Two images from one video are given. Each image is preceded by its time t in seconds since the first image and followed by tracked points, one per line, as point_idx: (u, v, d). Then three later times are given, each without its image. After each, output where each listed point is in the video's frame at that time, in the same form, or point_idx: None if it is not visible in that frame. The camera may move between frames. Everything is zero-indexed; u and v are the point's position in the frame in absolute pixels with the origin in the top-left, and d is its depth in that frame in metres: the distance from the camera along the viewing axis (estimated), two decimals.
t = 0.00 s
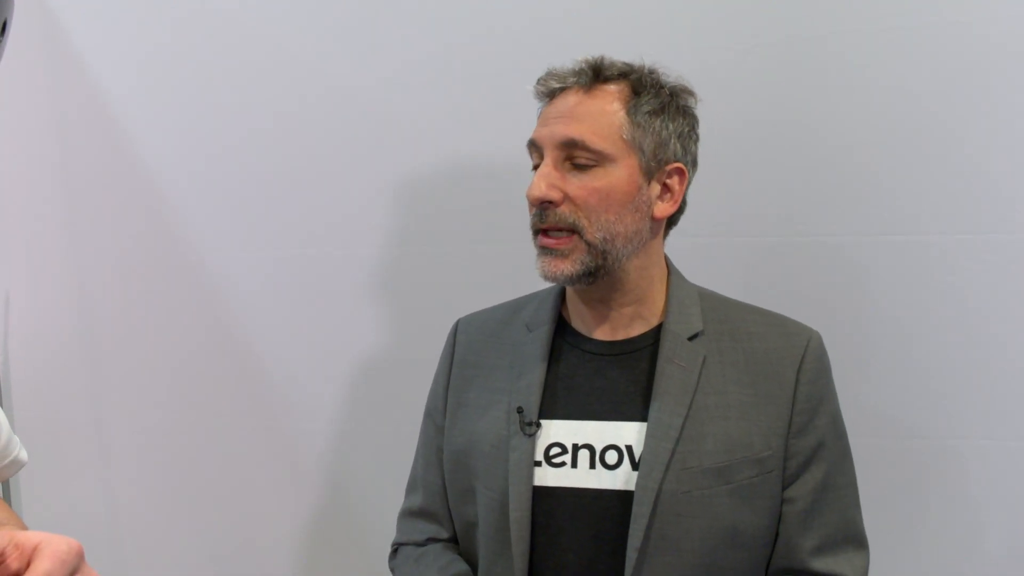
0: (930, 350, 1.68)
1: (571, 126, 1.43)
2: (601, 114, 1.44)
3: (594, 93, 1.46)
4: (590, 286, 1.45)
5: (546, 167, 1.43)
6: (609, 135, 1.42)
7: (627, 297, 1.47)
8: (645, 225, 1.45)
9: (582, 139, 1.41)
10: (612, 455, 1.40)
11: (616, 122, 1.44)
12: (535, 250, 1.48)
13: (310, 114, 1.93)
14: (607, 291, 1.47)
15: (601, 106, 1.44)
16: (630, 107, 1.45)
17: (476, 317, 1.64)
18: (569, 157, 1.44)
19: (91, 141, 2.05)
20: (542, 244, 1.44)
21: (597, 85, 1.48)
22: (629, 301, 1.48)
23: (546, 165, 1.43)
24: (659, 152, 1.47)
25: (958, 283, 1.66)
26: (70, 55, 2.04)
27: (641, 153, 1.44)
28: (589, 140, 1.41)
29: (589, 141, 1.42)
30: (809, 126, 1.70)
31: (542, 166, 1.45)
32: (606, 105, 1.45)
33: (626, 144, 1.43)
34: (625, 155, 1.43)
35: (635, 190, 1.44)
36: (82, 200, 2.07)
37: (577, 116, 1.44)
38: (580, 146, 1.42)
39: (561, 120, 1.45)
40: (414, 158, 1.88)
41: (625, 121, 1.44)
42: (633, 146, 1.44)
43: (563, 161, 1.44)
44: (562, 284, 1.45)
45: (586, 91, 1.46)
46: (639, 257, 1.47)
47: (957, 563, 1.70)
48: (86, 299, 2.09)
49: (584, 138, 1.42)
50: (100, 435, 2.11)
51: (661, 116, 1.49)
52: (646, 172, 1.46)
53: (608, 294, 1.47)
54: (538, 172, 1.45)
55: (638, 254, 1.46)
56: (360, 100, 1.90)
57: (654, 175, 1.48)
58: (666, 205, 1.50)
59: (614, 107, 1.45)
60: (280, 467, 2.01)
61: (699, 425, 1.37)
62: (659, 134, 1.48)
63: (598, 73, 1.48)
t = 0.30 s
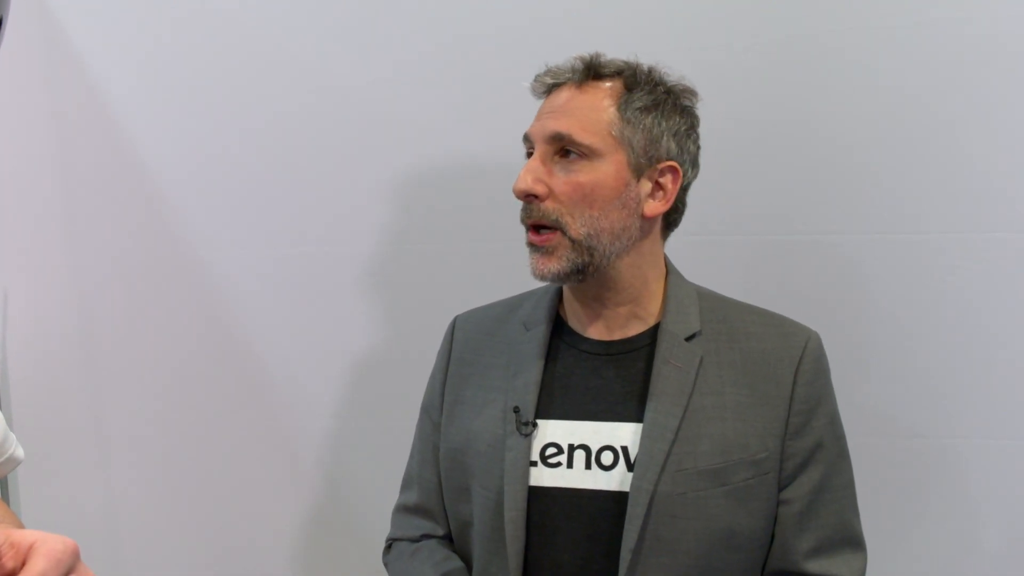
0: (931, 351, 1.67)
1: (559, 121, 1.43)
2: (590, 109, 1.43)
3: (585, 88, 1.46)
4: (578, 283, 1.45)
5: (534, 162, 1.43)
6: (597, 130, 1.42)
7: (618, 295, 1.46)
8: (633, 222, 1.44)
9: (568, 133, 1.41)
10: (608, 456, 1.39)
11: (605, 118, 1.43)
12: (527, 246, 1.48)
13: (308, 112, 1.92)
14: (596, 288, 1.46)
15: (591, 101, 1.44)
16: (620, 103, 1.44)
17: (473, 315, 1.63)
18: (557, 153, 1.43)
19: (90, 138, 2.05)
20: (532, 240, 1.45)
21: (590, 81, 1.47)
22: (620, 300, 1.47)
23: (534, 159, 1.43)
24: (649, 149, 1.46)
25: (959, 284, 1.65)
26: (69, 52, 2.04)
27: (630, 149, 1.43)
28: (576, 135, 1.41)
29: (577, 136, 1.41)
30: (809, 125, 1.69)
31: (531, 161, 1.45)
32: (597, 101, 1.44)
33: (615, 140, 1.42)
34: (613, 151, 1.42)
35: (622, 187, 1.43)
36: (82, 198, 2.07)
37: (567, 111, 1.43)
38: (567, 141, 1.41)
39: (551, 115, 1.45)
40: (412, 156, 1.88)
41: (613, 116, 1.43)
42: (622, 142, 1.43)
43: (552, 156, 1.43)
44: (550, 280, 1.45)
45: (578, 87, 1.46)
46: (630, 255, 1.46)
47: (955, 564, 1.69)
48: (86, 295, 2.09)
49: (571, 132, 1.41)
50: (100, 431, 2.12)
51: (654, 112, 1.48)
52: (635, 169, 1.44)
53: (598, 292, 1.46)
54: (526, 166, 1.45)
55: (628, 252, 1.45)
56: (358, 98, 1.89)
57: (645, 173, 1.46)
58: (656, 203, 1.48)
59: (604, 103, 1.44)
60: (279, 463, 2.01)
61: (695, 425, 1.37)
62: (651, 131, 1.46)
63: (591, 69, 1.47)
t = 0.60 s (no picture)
0: (930, 351, 1.66)
1: (555, 120, 1.43)
2: (586, 108, 1.43)
3: (582, 87, 1.46)
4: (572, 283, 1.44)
5: (529, 161, 1.43)
6: (592, 129, 1.41)
7: (614, 295, 1.46)
8: (628, 222, 1.43)
9: (563, 132, 1.41)
10: (607, 456, 1.39)
11: (601, 117, 1.43)
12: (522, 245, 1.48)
13: (306, 112, 1.92)
14: (592, 288, 1.46)
15: (588, 100, 1.44)
16: (616, 101, 1.44)
17: (472, 315, 1.63)
18: (553, 151, 1.43)
19: (90, 138, 2.05)
20: (525, 239, 1.44)
21: (587, 80, 1.47)
22: (617, 300, 1.46)
23: (530, 158, 1.44)
24: (645, 148, 1.45)
25: (959, 284, 1.64)
26: (69, 51, 2.04)
27: (626, 148, 1.43)
28: (571, 134, 1.41)
29: (572, 135, 1.41)
30: (808, 125, 1.68)
31: (527, 160, 1.45)
32: (593, 100, 1.44)
33: (610, 139, 1.42)
34: (608, 150, 1.42)
35: (617, 186, 1.42)
36: (82, 197, 2.07)
37: (562, 109, 1.44)
38: (562, 140, 1.41)
39: (547, 114, 1.45)
40: (411, 156, 1.87)
41: (609, 115, 1.43)
42: (617, 141, 1.42)
43: (547, 155, 1.43)
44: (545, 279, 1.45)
45: (575, 86, 1.46)
46: (625, 255, 1.45)
47: (954, 565, 1.69)
48: (85, 295, 2.09)
49: (566, 131, 1.41)
50: (99, 430, 2.12)
51: (650, 111, 1.47)
52: (630, 168, 1.44)
53: (594, 292, 1.46)
54: (522, 165, 1.45)
55: (623, 252, 1.44)
56: (357, 97, 1.89)
57: (641, 172, 1.46)
58: (653, 203, 1.47)
59: (600, 101, 1.44)
60: (278, 463, 2.01)
61: (695, 426, 1.36)
62: (647, 130, 1.46)
63: (588, 68, 1.47)
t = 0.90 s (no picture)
0: (927, 351, 1.68)
1: (559, 122, 1.43)
2: (590, 111, 1.43)
3: (584, 90, 1.46)
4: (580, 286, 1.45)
5: (534, 163, 1.43)
6: (597, 133, 1.42)
7: (617, 296, 1.47)
8: (633, 224, 1.45)
9: (569, 135, 1.41)
10: (605, 454, 1.39)
11: (605, 120, 1.43)
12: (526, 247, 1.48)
13: (306, 113, 1.92)
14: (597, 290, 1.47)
15: (591, 103, 1.44)
16: (620, 105, 1.45)
17: (470, 315, 1.64)
18: (557, 154, 1.43)
19: (90, 137, 2.04)
20: (532, 242, 1.45)
21: (588, 82, 1.47)
22: (619, 300, 1.47)
23: (534, 161, 1.43)
24: (649, 151, 1.46)
25: (955, 285, 1.66)
26: (70, 51, 2.03)
27: (630, 151, 1.44)
28: (576, 137, 1.41)
29: (577, 138, 1.41)
30: (806, 126, 1.70)
31: (531, 163, 1.45)
32: (597, 102, 1.44)
33: (615, 142, 1.43)
34: (613, 153, 1.42)
35: (623, 189, 1.43)
36: (82, 197, 2.06)
37: (566, 112, 1.43)
38: (568, 143, 1.41)
39: (550, 117, 1.45)
40: (411, 156, 1.88)
41: (613, 118, 1.43)
42: (622, 144, 1.43)
43: (551, 158, 1.43)
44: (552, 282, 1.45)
45: (577, 88, 1.46)
46: (630, 257, 1.46)
47: (950, 562, 1.70)
48: (85, 295, 2.09)
49: (571, 135, 1.41)
50: (97, 430, 2.12)
51: (653, 114, 1.48)
52: (635, 171, 1.45)
53: (598, 293, 1.47)
54: (526, 168, 1.45)
55: (627, 254, 1.45)
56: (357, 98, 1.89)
57: (644, 174, 1.47)
58: (655, 205, 1.49)
59: (603, 104, 1.44)
60: (277, 463, 2.01)
61: (692, 424, 1.37)
62: (650, 133, 1.47)
63: (590, 71, 1.48)
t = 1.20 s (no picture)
0: (927, 347, 1.68)
1: (563, 122, 1.43)
2: (594, 110, 1.44)
3: (587, 90, 1.46)
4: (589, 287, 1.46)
5: (539, 163, 1.43)
6: (602, 132, 1.42)
7: (619, 293, 1.48)
8: (638, 223, 1.46)
9: (574, 135, 1.41)
10: (604, 447, 1.39)
11: (609, 119, 1.44)
12: (532, 247, 1.49)
13: (307, 116, 1.93)
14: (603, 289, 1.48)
15: (594, 103, 1.45)
16: (623, 104, 1.45)
17: (469, 313, 1.64)
18: (562, 153, 1.43)
19: (91, 139, 2.05)
20: (542, 246, 1.46)
21: (590, 82, 1.48)
22: (620, 297, 1.48)
23: (538, 160, 1.44)
24: (651, 150, 1.48)
25: (954, 282, 1.66)
26: (72, 53, 2.04)
27: (634, 150, 1.45)
28: (582, 136, 1.42)
29: (582, 137, 1.42)
30: (804, 124, 1.71)
31: (535, 162, 1.45)
32: (599, 102, 1.45)
33: (618, 141, 1.43)
34: (618, 152, 1.43)
35: (627, 187, 1.44)
36: (82, 199, 2.07)
37: (570, 112, 1.44)
38: (573, 143, 1.42)
39: (553, 116, 1.45)
40: (411, 158, 1.89)
41: (617, 118, 1.44)
42: (625, 143, 1.44)
43: (556, 157, 1.44)
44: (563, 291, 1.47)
45: (579, 88, 1.47)
46: (636, 256, 1.48)
47: (949, 558, 1.70)
48: (86, 297, 2.09)
49: (576, 134, 1.42)
50: (97, 432, 2.11)
51: (654, 113, 1.50)
52: (638, 170, 1.46)
53: (603, 291, 1.47)
54: (531, 167, 1.45)
55: (632, 252, 1.47)
56: (358, 101, 1.90)
57: (646, 173, 1.48)
58: (657, 203, 1.50)
59: (606, 104, 1.45)
60: (277, 465, 2.01)
61: (692, 416, 1.37)
62: (652, 132, 1.48)
63: (591, 70, 1.48)
